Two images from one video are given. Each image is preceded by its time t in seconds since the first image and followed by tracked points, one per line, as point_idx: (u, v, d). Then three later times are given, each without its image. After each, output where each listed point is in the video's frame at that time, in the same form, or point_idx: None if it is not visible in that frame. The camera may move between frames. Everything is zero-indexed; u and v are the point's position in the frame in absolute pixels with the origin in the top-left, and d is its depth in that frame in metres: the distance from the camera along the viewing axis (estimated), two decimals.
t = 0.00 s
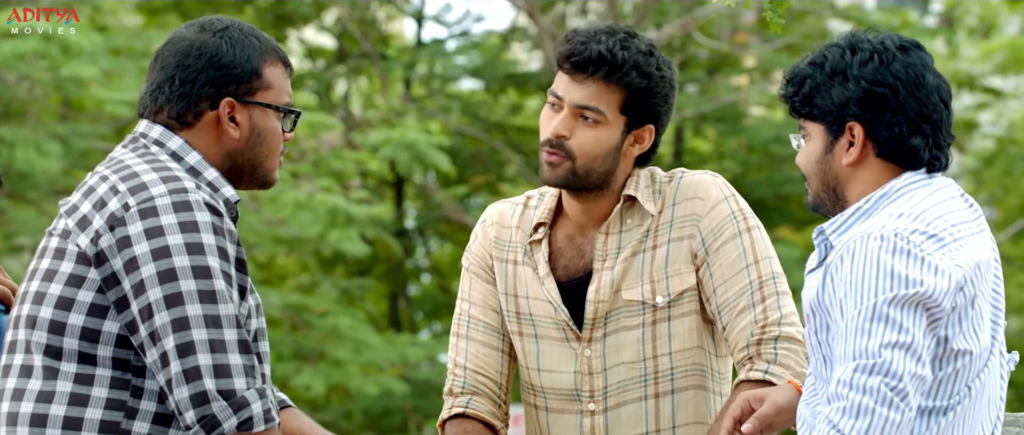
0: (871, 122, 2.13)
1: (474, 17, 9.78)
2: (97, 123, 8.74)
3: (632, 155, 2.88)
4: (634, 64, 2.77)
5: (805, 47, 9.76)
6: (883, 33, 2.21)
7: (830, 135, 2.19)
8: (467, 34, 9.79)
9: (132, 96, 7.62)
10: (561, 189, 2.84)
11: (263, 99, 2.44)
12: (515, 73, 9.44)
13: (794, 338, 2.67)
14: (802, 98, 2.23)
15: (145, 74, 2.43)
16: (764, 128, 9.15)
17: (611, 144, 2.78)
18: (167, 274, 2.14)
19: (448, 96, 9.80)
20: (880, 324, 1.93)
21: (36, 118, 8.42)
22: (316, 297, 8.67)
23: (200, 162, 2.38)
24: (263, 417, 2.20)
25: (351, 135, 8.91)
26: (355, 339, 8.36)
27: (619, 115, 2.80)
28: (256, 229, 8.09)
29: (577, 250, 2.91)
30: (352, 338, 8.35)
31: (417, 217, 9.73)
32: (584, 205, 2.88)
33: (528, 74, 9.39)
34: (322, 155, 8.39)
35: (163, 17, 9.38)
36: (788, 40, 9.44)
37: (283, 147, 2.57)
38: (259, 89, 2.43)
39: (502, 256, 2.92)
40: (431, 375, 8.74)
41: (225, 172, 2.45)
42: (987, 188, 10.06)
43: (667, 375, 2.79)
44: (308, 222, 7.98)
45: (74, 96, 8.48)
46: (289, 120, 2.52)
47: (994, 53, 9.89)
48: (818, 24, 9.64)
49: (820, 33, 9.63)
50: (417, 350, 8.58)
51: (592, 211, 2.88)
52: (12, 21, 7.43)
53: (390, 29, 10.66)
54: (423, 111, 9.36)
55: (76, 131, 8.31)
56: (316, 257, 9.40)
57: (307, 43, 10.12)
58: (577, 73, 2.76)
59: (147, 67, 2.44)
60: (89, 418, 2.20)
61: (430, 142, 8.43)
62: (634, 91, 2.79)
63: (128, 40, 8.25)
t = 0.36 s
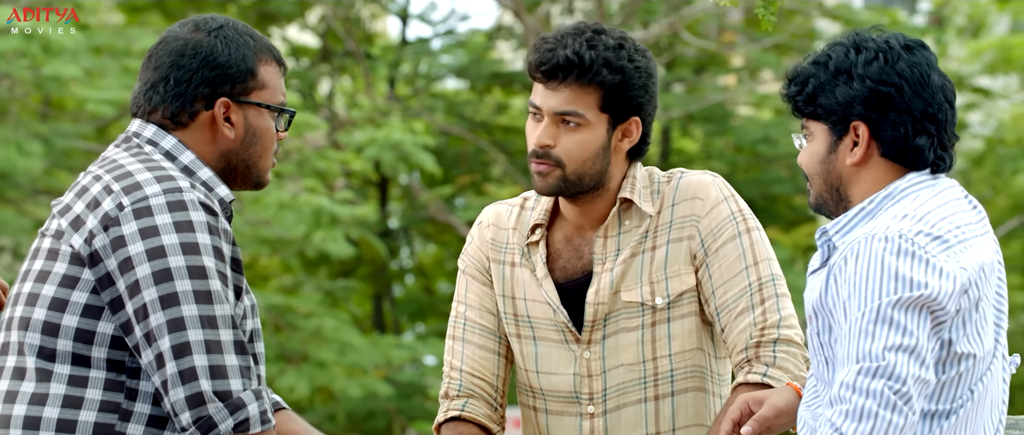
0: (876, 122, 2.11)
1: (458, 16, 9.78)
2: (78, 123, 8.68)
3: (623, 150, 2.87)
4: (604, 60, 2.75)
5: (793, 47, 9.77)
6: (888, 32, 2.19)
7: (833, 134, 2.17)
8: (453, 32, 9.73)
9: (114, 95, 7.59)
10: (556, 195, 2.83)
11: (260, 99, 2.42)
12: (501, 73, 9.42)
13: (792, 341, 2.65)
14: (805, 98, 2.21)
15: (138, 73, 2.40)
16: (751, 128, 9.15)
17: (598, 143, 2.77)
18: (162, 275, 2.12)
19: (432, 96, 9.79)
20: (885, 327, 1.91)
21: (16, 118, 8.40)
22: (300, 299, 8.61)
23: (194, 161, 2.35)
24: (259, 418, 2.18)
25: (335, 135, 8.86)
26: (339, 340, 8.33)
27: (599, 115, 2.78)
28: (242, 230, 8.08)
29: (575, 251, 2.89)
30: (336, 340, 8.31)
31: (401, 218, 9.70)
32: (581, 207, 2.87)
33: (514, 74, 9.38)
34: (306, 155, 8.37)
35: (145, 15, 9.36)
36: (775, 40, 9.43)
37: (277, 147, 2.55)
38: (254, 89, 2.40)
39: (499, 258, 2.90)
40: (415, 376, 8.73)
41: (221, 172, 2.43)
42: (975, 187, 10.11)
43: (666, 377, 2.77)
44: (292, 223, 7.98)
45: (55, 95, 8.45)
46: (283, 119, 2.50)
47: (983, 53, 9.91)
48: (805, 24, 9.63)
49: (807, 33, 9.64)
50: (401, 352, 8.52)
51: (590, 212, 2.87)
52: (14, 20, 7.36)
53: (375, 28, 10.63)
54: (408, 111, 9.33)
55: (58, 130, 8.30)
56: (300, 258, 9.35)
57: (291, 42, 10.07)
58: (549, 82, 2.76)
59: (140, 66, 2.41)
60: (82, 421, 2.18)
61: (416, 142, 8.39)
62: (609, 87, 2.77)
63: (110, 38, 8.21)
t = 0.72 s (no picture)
0: (880, 122, 2.10)
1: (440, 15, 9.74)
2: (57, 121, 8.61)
3: (618, 150, 2.85)
4: (597, 59, 2.74)
5: (778, 47, 9.77)
6: (893, 32, 2.18)
7: (837, 134, 2.16)
8: (435, 30, 9.70)
9: (92, 94, 7.54)
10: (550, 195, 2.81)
11: (255, 98, 2.40)
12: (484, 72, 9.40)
13: (790, 343, 2.64)
14: (809, 97, 2.21)
15: (132, 72, 2.37)
16: (736, 128, 9.20)
17: (593, 144, 2.76)
18: (157, 275, 2.09)
19: (414, 96, 9.81)
20: (887, 330, 1.90)
21: None
22: (281, 300, 8.51)
23: (188, 160, 2.33)
24: (255, 419, 2.16)
25: (317, 134, 8.80)
26: (321, 342, 8.27)
27: (593, 115, 2.76)
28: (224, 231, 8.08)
29: (571, 251, 2.87)
30: (318, 341, 8.24)
31: (383, 218, 9.65)
32: (576, 208, 2.86)
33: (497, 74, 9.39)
34: (288, 155, 8.33)
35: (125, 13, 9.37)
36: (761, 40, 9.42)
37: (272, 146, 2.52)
38: (249, 88, 2.38)
39: (494, 258, 2.88)
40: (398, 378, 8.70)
41: (216, 172, 2.40)
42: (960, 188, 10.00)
43: (664, 379, 2.76)
44: (273, 223, 7.93)
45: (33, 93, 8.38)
46: (278, 118, 2.48)
47: (969, 52, 9.93)
48: (791, 23, 9.66)
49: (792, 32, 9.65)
50: (384, 353, 8.55)
51: (586, 212, 2.85)
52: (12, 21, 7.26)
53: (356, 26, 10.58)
54: (390, 110, 9.30)
55: (37, 129, 8.26)
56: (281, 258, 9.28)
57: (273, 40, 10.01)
58: (543, 82, 2.74)
59: (134, 64, 2.38)
60: (76, 423, 2.15)
61: (399, 142, 8.36)
62: (603, 86, 2.76)
63: (89, 37, 8.16)
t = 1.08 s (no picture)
0: (881, 122, 2.09)
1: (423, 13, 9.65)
2: (35, 120, 8.52)
3: (612, 154, 2.84)
4: (604, 59, 2.73)
5: (763, 46, 9.75)
6: (893, 31, 2.17)
7: (838, 134, 2.15)
8: (418, 29, 9.61)
9: (72, 92, 7.51)
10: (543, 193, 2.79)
11: (249, 98, 2.38)
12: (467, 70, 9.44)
13: (787, 344, 2.63)
14: (809, 97, 2.20)
15: (126, 68, 2.35)
16: (721, 128, 9.16)
17: (588, 143, 2.74)
18: (153, 275, 2.07)
19: (397, 95, 9.76)
20: (889, 331, 1.89)
21: None
22: (262, 301, 8.40)
23: (183, 160, 2.31)
24: (251, 421, 2.14)
25: (299, 133, 8.74)
26: (303, 343, 8.15)
27: (591, 114, 2.75)
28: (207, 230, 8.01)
29: (564, 252, 2.86)
30: (301, 343, 8.12)
31: (365, 218, 9.57)
32: (570, 208, 2.84)
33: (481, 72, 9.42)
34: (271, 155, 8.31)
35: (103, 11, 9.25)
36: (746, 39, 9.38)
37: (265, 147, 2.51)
38: (244, 88, 2.36)
39: (488, 259, 2.87)
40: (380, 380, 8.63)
41: (209, 172, 2.38)
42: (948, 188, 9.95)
43: (659, 381, 2.75)
44: (255, 223, 7.86)
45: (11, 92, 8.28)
46: (272, 118, 2.46)
47: (955, 52, 9.88)
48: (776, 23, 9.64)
49: (778, 31, 9.64)
50: (367, 355, 8.53)
51: (581, 212, 2.84)
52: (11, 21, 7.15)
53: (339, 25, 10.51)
54: (372, 110, 9.25)
55: (16, 128, 8.17)
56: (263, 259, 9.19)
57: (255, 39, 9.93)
58: (548, 73, 2.74)
59: (129, 61, 2.36)
60: (71, 425, 2.13)
61: (382, 142, 8.34)
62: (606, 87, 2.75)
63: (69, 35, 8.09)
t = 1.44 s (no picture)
0: (885, 122, 2.08)
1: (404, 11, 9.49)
2: (11, 118, 8.42)
3: (610, 151, 2.82)
4: (587, 60, 2.71)
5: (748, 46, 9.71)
6: (896, 31, 2.16)
7: (839, 135, 2.14)
8: (399, 27, 9.41)
9: (50, 91, 7.52)
10: (542, 197, 2.77)
11: (247, 97, 2.35)
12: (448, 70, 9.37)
13: (788, 347, 2.61)
14: (811, 97, 2.18)
15: (121, 69, 2.32)
16: (705, 128, 9.10)
17: (583, 145, 2.72)
18: (149, 276, 2.05)
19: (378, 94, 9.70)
20: (891, 333, 1.88)
21: None
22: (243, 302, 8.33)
23: (179, 160, 2.29)
24: (248, 423, 2.11)
25: (279, 132, 8.68)
26: (283, 344, 8.08)
27: (583, 116, 2.73)
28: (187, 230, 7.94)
29: (564, 253, 2.84)
30: (281, 344, 8.06)
31: (345, 218, 9.52)
32: (570, 210, 2.83)
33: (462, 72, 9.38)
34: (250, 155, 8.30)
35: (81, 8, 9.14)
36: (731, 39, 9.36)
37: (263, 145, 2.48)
38: (241, 87, 2.34)
39: (486, 260, 2.85)
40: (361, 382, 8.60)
41: (206, 172, 2.36)
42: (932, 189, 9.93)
43: (659, 383, 2.73)
44: (235, 224, 7.81)
45: None
46: (271, 117, 2.44)
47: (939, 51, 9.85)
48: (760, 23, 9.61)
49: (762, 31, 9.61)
50: (347, 356, 8.52)
51: (580, 214, 2.82)
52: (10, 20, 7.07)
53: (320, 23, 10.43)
54: (354, 108, 9.21)
55: None
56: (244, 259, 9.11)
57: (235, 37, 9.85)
58: (532, 82, 2.71)
59: (122, 63, 2.34)
60: (66, 427, 2.11)
61: (363, 141, 8.32)
62: (593, 88, 2.73)
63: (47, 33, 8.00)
